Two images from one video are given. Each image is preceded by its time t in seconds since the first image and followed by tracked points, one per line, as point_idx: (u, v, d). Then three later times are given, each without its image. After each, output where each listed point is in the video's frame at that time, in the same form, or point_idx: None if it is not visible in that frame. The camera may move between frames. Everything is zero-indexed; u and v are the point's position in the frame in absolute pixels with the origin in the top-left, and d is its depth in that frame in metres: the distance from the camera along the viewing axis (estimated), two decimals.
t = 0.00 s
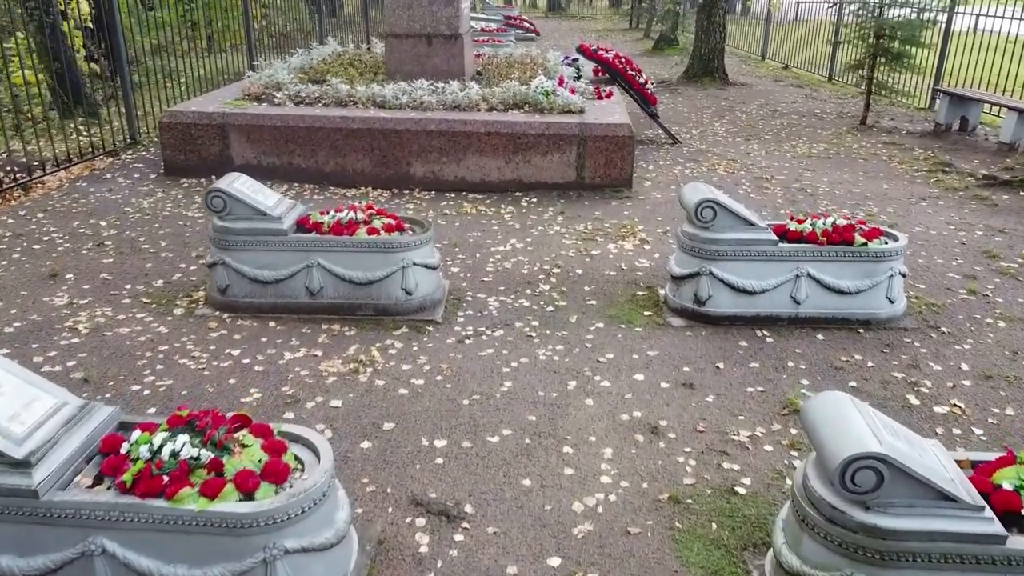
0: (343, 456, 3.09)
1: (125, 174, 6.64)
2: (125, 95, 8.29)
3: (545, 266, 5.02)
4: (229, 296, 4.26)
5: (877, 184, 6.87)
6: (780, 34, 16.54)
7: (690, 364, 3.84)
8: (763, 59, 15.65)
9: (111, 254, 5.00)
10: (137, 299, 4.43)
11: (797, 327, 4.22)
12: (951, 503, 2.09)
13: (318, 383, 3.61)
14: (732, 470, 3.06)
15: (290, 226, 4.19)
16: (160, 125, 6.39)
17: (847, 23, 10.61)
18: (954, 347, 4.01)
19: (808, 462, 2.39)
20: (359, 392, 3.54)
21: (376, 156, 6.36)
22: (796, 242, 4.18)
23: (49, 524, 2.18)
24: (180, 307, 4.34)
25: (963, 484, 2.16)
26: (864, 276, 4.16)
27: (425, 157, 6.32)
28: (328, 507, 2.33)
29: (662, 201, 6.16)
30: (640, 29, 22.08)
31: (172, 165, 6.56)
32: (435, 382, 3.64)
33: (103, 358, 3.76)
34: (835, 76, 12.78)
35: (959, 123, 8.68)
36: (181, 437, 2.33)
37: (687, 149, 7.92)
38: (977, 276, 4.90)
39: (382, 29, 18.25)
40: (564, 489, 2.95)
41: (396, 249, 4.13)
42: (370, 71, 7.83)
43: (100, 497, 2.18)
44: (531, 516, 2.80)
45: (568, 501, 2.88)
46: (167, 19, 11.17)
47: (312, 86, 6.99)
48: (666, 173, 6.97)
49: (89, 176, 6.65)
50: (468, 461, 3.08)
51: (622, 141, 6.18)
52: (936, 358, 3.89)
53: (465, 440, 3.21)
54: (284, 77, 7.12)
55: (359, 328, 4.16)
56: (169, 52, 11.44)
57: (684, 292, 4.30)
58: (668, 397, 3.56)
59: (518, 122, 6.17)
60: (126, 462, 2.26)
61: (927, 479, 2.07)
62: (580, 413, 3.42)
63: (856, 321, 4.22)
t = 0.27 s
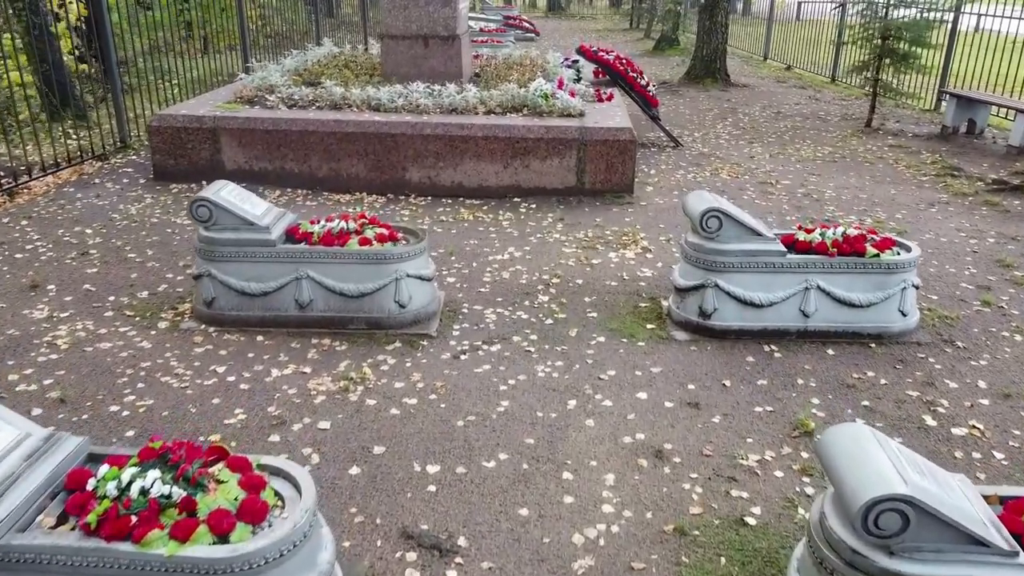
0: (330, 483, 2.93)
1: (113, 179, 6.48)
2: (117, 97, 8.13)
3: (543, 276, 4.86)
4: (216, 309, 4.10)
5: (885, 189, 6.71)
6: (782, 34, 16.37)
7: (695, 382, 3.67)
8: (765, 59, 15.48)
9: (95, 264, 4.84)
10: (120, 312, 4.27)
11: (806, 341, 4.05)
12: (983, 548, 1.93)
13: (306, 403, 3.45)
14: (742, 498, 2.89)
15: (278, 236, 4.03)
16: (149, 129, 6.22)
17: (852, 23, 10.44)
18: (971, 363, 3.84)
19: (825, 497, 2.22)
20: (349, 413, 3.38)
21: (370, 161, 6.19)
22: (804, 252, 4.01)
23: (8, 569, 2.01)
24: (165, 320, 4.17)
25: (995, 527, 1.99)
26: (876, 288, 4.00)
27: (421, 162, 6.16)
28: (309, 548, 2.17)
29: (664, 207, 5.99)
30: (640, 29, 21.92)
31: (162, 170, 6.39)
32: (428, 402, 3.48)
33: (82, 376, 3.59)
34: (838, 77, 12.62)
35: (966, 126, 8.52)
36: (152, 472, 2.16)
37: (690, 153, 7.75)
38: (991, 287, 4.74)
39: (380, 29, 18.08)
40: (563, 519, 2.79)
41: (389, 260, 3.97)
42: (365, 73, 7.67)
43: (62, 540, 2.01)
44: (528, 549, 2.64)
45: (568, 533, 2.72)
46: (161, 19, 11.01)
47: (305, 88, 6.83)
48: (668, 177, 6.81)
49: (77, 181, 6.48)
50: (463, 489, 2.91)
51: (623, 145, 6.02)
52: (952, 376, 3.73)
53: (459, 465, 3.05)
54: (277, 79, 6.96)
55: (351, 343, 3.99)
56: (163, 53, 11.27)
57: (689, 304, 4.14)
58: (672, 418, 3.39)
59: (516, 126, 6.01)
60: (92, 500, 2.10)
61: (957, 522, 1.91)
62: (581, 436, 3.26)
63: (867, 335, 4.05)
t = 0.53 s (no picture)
0: (318, 516, 2.77)
1: (103, 186, 6.32)
2: (109, 101, 7.98)
3: (544, 289, 4.70)
4: (203, 325, 3.94)
5: (894, 195, 6.55)
6: (785, 35, 16.21)
7: (703, 403, 3.51)
8: (767, 61, 15.32)
9: (80, 275, 4.68)
10: (103, 327, 4.11)
11: (818, 359, 3.89)
12: None
13: (295, 426, 3.29)
14: (754, 533, 2.73)
15: (267, 249, 3.87)
16: (139, 135, 6.07)
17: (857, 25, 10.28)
18: (990, 383, 3.68)
19: (846, 543, 2.05)
20: (339, 437, 3.21)
21: (366, 168, 6.03)
22: (814, 266, 3.83)
23: None
24: (150, 336, 4.01)
25: None
26: (890, 303, 3.84)
27: (418, 168, 6.00)
28: None
29: (668, 215, 5.83)
30: (641, 29, 21.75)
31: (152, 176, 6.23)
32: (423, 425, 3.32)
33: (60, 397, 3.43)
34: (842, 79, 12.46)
35: (974, 130, 8.36)
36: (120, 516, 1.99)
37: (693, 158, 7.59)
38: (1007, 300, 4.58)
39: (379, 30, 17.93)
40: (565, 554, 2.63)
41: (382, 274, 3.82)
42: (361, 76, 7.51)
43: None
44: None
45: (570, 571, 2.56)
46: (155, 20, 10.85)
47: (300, 92, 6.67)
48: (671, 183, 6.65)
49: (65, 187, 6.32)
50: (458, 522, 2.75)
51: (625, 151, 5.86)
52: (972, 397, 3.56)
53: (455, 496, 2.89)
54: (271, 83, 6.80)
55: (343, 361, 3.83)
56: (158, 55, 11.12)
57: (695, 320, 3.97)
58: (680, 442, 3.23)
59: (516, 131, 5.86)
60: (55, 546, 1.92)
61: None
62: (583, 463, 3.10)
63: (881, 352, 3.89)
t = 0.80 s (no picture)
0: (304, 550, 2.59)
1: (90, 191, 6.14)
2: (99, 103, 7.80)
3: (544, 300, 4.53)
4: (187, 340, 3.77)
5: (903, 200, 6.38)
6: (787, 35, 16.04)
7: (711, 424, 3.34)
8: (770, 61, 15.15)
9: (62, 287, 4.50)
10: (84, 342, 3.93)
11: (830, 375, 3.72)
12: None
13: (282, 450, 3.12)
14: (769, 568, 2.56)
15: (255, 261, 3.71)
16: (127, 139, 5.90)
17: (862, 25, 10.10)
18: (1011, 402, 3.51)
19: None
20: (328, 462, 3.04)
21: (361, 173, 5.86)
22: (827, 277, 3.70)
23: None
24: (133, 352, 3.84)
25: None
26: (906, 317, 3.68)
27: (415, 173, 5.83)
28: None
29: (671, 222, 5.66)
30: (642, 30, 21.59)
31: (141, 182, 6.05)
32: (417, 448, 3.15)
33: (36, 419, 3.26)
34: (846, 80, 12.29)
35: (984, 132, 8.19)
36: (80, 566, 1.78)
37: (697, 161, 7.42)
38: None
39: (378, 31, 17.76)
40: None
41: (375, 287, 3.65)
42: (357, 78, 7.34)
43: None
44: None
45: None
46: (149, 21, 10.67)
47: (293, 95, 6.50)
48: (675, 188, 6.48)
49: (52, 193, 6.15)
50: (453, 556, 2.58)
51: (628, 156, 5.69)
52: (993, 417, 3.40)
53: (449, 526, 2.71)
54: (265, 85, 6.63)
55: (334, 378, 3.66)
56: (152, 56, 10.94)
57: (702, 334, 3.81)
58: (688, 467, 3.06)
59: (515, 135, 5.69)
60: None
61: None
62: (586, 489, 2.93)
63: (896, 368, 3.72)
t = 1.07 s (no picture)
0: None
1: (77, 198, 5.97)
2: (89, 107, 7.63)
3: (543, 313, 4.35)
4: (169, 358, 3.59)
5: (912, 207, 6.21)
6: (790, 35, 15.86)
7: (719, 450, 3.17)
8: (772, 62, 14.97)
9: (41, 300, 4.33)
10: (62, 360, 3.76)
11: (843, 396, 3.55)
12: None
13: (265, 480, 2.94)
14: None
15: (240, 276, 3.54)
16: (114, 144, 5.72)
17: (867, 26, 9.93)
18: None
19: None
20: (314, 493, 2.87)
21: (354, 179, 5.69)
22: (840, 293, 3.54)
23: None
24: (112, 371, 3.66)
25: None
26: (923, 335, 3.50)
27: (410, 180, 5.66)
28: None
29: (675, 230, 5.49)
30: (642, 30, 21.42)
31: (128, 189, 5.87)
32: (409, 477, 2.97)
33: (6, 445, 3.09)
34: (850, 82, 12.12)
35: (993, 136, 8.01)
36: None
37: (700, 166, 7.25)
38: None
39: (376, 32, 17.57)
40: None
41: (365, 303, 3.48)
42: (352, 81, 7.17)
43: None
44: None
45: None
46: (141, 22, 10.49)
47: (286, 99, 6.33)
48: (677, 195, 6.30)
49: (37, 199, 5.97)
50: None
51: (629, 162, 5.52)
52: (1016, 442, 3.22)
53: (441, 565, 2.54)
54: (256, 89, 6.46)
55: (322, 399, 3.49)
56: (145, 58, 10.77)
57: (708, 352, 3.63)
58: (695, 498, 2.89)
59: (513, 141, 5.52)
60: None
61: None
62: (587, 523, 2.75)
63: (912, 389, 3.55)
